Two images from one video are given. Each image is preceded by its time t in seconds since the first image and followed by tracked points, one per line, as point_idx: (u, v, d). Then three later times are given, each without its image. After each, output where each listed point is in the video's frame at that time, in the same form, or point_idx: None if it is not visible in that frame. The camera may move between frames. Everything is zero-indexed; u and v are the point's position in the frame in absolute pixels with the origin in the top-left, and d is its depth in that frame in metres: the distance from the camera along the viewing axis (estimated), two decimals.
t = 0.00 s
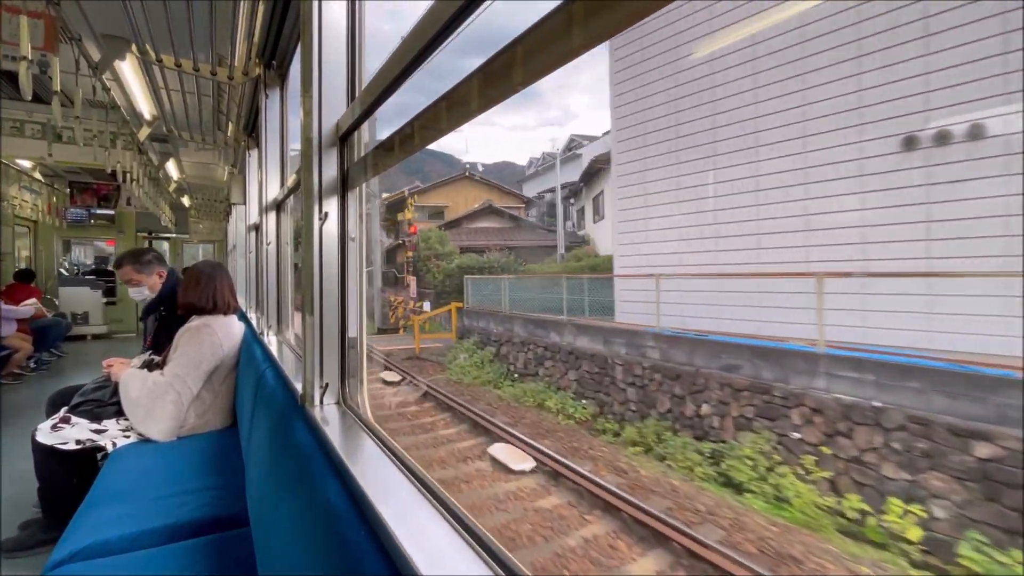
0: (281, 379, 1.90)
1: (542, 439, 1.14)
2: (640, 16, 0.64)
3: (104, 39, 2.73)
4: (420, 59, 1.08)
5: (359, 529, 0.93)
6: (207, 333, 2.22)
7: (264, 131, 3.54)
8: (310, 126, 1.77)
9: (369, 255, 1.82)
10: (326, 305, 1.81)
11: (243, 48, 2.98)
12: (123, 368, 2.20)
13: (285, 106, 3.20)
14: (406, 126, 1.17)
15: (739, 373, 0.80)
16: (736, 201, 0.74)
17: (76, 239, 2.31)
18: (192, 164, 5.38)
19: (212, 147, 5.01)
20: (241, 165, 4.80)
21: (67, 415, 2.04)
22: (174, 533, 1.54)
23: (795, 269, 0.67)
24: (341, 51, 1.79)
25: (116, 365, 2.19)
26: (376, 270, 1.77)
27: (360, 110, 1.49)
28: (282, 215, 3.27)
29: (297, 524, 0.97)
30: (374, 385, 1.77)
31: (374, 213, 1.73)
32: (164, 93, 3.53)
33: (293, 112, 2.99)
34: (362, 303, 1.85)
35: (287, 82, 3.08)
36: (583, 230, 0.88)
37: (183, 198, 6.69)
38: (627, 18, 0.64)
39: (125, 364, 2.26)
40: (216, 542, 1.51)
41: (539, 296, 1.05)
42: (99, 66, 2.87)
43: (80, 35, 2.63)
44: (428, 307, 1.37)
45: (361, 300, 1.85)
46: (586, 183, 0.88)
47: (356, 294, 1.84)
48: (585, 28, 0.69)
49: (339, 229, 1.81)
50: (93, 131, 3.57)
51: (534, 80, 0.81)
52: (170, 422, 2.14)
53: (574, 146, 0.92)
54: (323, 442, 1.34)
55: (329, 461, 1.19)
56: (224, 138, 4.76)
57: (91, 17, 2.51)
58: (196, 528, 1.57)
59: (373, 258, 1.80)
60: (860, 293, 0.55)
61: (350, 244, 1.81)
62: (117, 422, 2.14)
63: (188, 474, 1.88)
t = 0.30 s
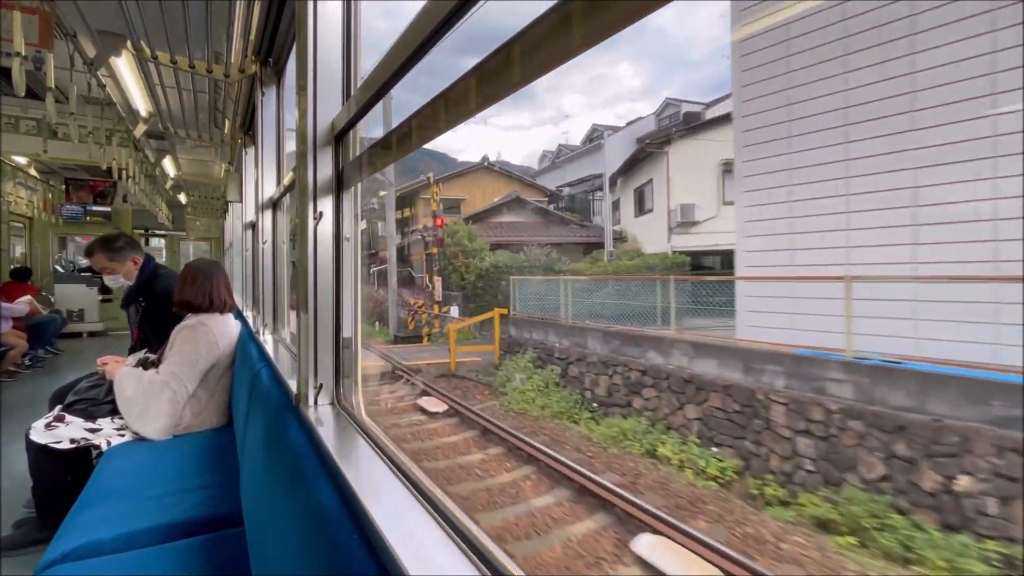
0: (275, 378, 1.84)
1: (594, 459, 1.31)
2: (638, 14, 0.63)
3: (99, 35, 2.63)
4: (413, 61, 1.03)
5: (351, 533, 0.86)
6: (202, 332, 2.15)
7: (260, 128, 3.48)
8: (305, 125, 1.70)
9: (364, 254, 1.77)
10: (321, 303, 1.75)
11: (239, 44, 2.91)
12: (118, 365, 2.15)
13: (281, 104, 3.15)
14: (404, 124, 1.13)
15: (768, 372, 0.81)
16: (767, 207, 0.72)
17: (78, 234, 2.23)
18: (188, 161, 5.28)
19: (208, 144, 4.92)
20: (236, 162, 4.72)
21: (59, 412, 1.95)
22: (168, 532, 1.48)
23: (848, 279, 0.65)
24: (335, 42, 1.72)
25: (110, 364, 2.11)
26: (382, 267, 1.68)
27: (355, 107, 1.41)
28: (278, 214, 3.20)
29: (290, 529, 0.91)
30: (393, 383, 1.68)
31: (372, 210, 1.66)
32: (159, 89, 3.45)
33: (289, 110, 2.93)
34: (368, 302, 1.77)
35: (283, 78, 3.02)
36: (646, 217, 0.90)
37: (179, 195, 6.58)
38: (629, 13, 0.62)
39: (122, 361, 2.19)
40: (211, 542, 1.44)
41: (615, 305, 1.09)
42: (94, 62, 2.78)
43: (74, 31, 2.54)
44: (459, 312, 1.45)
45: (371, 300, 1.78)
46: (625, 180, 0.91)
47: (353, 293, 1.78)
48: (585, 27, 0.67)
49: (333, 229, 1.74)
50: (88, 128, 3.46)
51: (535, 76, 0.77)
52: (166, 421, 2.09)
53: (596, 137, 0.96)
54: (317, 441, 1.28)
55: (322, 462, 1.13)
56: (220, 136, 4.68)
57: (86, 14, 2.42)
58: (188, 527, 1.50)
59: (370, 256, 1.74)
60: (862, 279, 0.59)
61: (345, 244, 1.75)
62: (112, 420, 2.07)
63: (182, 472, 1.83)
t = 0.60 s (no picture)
0: (276, 375, 1.88)
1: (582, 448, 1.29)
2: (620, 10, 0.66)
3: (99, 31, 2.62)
4: (408, 56, 1.09)
5: (350, 525, 0.90)
6: (201, 328, 2.21)
7: (260, 124, 3.52)
8: (304, 122, 1.73)
9: (364, 249, 1.82)
10: (320, 300, 1.79)
11: (239, 40, 2.94)
12: (117, 361, 2.16)
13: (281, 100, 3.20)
14: (403, 117, 1.16)
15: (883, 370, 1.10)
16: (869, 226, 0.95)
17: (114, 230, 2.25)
18: (188, 157, 5.28)
19: (208, 140, 4.92)
20: (236, 158, 4.77)
21: (60, 407, 1.90)
22: (167, 528, 1.52)
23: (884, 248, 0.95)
24: (336, 36, 1.74)
25: (110, 360, 2.12)
26: (405, 262, 1.71)
27: (355, 100, 1.44)
28: (277, 209, 3.24)
29: (289, 520, 0.95)
30: (411, 377, 1.94)
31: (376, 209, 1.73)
32: (160, 85, 3.46)
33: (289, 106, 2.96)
34: (383, 298, 1.85)
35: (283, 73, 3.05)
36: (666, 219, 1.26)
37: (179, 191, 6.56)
38: (597, 15, 0.66)
39: (121, 358, 2.20)
40: (208, 538, 1.48)
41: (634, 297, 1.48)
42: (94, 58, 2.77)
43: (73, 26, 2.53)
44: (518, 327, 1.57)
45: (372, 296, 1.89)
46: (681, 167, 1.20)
47: (355, 289, 1.84)
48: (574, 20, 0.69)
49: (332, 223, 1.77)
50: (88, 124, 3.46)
51: (531, 66, 0.79)
52: (164, 418, 2.12)
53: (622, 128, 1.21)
54: (315, 436, 1.32)
55: (321, 457, 1.17)
56: (219, 132, 4.71)
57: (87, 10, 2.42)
58: (187, 523, 1.55)
59: (367, 251, 1.82)
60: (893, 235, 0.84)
61: (343, 238, 1.77)
62: (110, 417, 2.09)
63: (183, 469, 1.87)
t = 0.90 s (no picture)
0: (275, 372, 1.88)
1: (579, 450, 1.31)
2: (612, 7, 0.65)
3: (96, 29, 2.62)
4: (407, 53, 1.09)
5: (350, 521, 0.90)
6: (200, 327, 2.21)
7: (259, 122, 3.51)
8: (305, 120, 1.73)
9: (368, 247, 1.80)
10: (320, 298, 1.79)
11: (238, 38, 2.94)
12: (116, 359, 2.14)
13: (280, 98, 3.19)
14: (402, 116, 1.16)
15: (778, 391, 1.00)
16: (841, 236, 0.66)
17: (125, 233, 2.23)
18: (189, 156, 5.31)
19: (208, 139, 4.93)
20: (236, 156, 4.75)
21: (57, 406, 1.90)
22: (166, 525, 1.52)
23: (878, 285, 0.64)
24: (336, 33, 1.74)
25: (109, 358, 2.11)
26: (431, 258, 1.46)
27: (354, 98, 1.43)
28: (276, 208, 3.24)
29: (289, 516, 0.95)
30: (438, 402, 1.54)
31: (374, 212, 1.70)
32: (159, 84, 3.46)
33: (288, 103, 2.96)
34: (393, 298, 1.65)
35: (282, 72, 3.05)
36: (730, 214, 0.83)
37: (179, 190, 6.59)
38: (594, 14, 0.66)
39: (120, 356, 2.19)
40: (208, 536, 1.48)
41: (769, 316, 0.82)
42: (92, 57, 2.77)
43: (70, 24, 2.52)
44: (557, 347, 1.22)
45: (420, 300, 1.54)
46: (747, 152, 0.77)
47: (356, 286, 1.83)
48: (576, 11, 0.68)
49: (332, 222, 1.77)
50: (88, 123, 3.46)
51: (531, 63, 0.80)
52: (163, 415, 2.12)
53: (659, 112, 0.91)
54: (317, 435, 1.32)
55: (320, 454, 1.17)
56: (220, 131, 4.71)
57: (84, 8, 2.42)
58: (186, 520, 1.55)
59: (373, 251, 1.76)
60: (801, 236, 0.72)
61: (343, 235, 1.76)
62: (109, 415, 2.07)
63: (181, 466, 1.87)
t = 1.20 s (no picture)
0: (276, 372, 1.89)
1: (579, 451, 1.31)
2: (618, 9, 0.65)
3: (97, 29, 2.62)
4: (409, 56, 1.09)
5: (352, 521, 0.90)
6: (201, 327, 2.21)
7: (259, 122, 3.53)
8: (305, 120, 1.73)
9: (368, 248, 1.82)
10: (320, 298, 1.79)
11: (239, 39, 2.95)
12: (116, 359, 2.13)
13: (281, 98, 3.20)
14: (404, 117, 1.17)
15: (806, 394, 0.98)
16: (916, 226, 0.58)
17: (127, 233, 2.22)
18: (189, 157, 5.32)
19: (208, 139, 4.93)
20: (236, 156, 4.76)
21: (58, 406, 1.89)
22: (167, 526, 1.52)
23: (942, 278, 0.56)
24: (336, 32, 1.75)
25: (109, 357, 2.10)
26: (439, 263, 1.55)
27: (356, 100, 1.43)
28: (277, 208, 3.25)
29: (292, 517, 0.95)
30: (468, 411, 1.51)
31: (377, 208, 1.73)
32: (159, 83, 3.47)
33: (289, 103, 2.98)
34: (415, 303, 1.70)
35: (283, 73, 3.07)
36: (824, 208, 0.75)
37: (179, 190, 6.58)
38: (596, 21, 0.67)
39: (120, 356, 2.19)
40: (210, 536, 1.49)
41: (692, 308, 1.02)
42: (93, 56, 2.77)
43: (71, 23, 2.52)
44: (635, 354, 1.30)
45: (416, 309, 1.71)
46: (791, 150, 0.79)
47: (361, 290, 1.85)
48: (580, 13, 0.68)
49: (333, 224, 1.78)
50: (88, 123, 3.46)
51: (532, 67, 0.80)
52: (164, 415, 2.12)
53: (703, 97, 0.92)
54: (318, 435, 1.32)
55: (321, 454, 1.17)
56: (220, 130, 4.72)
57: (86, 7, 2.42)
58: (187, 521, 1.56)
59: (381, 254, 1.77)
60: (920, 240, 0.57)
61: (344, 236, 1.78)
62: (110, 415, 2.06)
63: (182, 466, 1.88)
